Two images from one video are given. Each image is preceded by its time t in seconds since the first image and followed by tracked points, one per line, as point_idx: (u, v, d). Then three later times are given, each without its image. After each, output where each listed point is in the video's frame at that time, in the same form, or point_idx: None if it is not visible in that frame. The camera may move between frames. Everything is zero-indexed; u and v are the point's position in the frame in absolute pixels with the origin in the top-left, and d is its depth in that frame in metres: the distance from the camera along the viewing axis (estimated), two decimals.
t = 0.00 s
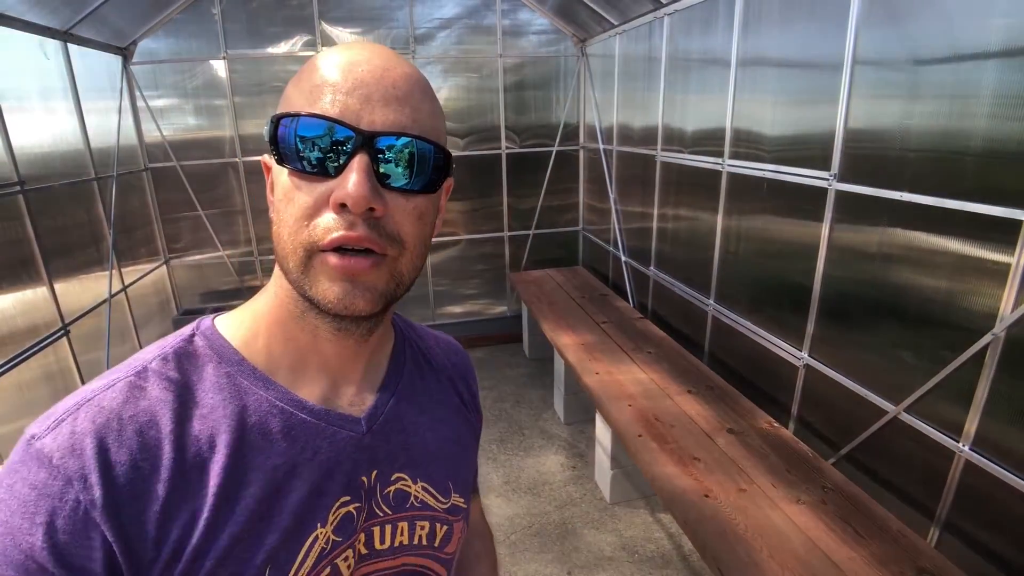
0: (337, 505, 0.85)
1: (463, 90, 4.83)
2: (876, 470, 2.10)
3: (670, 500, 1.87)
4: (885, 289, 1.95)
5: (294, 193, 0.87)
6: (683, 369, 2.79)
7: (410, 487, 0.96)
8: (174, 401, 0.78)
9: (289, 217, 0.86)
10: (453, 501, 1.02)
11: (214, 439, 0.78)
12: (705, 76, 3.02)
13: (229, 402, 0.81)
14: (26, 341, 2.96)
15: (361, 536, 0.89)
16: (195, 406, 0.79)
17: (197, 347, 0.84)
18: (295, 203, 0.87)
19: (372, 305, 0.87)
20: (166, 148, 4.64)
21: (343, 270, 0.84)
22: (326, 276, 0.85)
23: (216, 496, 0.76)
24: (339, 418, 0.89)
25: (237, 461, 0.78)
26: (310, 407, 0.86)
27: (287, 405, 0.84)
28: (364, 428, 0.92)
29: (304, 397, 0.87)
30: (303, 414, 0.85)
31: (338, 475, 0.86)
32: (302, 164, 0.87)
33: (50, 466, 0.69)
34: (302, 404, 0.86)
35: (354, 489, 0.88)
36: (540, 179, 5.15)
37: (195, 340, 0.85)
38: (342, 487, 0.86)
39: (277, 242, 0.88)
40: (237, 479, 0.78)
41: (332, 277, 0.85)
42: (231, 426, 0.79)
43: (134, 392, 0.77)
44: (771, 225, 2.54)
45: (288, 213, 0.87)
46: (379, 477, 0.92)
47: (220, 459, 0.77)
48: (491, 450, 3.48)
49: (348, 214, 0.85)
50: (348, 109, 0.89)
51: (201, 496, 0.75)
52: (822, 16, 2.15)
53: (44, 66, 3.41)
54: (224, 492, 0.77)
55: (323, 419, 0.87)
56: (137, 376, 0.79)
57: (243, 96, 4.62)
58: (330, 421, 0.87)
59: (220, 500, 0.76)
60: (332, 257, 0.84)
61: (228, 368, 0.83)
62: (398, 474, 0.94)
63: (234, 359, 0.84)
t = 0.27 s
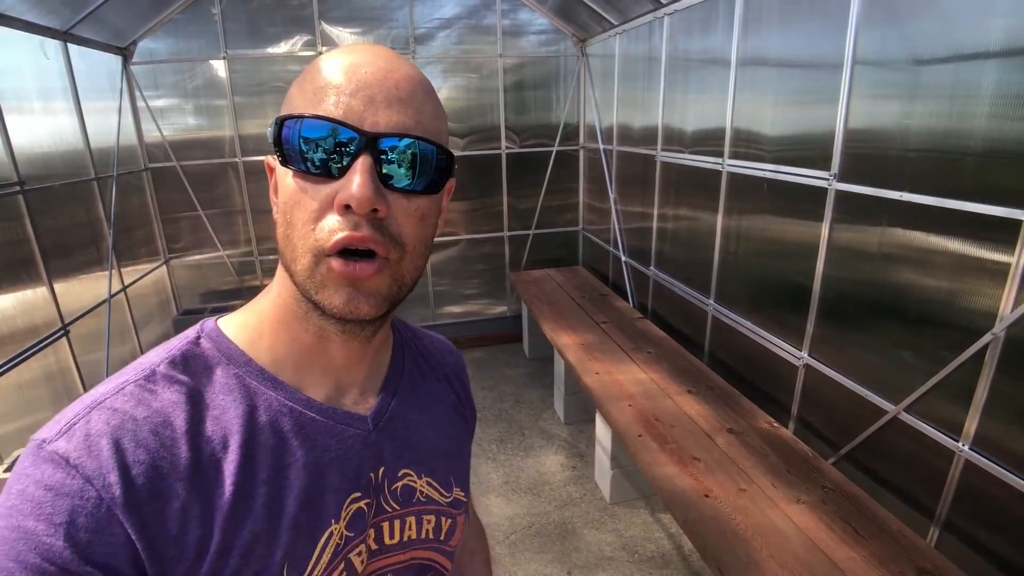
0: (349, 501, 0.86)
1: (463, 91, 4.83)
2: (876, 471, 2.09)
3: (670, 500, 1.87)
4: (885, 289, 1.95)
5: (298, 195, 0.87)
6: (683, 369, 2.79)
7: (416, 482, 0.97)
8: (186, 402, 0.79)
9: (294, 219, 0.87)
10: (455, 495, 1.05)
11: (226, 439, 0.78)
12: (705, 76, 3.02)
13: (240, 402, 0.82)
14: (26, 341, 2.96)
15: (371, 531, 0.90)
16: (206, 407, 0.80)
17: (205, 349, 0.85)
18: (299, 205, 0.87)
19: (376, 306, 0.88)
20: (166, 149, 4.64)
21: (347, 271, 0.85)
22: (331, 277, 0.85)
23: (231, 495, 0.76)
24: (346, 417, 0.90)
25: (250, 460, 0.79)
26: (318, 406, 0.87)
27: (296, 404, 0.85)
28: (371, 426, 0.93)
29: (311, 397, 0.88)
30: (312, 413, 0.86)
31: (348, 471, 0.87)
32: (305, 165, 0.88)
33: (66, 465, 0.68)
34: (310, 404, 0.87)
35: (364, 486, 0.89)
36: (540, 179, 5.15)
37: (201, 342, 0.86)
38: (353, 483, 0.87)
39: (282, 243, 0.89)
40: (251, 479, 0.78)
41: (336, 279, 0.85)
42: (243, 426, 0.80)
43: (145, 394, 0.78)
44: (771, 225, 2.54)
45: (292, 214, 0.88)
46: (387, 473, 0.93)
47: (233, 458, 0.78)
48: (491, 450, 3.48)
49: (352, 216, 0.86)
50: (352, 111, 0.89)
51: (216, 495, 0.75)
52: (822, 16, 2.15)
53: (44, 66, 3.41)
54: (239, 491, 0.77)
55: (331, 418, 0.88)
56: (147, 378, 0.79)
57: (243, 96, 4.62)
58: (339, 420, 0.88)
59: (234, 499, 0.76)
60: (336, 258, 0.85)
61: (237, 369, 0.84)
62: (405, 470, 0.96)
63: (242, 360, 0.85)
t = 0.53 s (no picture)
0: (352, 501, 0.90)
1: (463, 91, 4.83)
2: (876, 470, 2.10)
3: (670, 500, 1.87)
4: (885, 289, 1.95)
5: (301, 196, 0.91)
6: (683, 369, 2.79)
7: (419, 483, 1.00)
8: (189, 400, 0.84)
9: (298, 220, 0.91)
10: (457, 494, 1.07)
11: (232, 436, 0.84)
12: (705, 76, 3.02)
13: (243, 401, 0.87)
14: (26, 342, 2.96)
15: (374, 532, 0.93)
16: (208, 405, 0.85)
17: (205, 348, 0.90)
18: (303, 206, 0.91)
19: (378, 306, 0.93)
20: (166, 149, 4.64)
21: (352, 273, 0.89)
22: (336, 278, 0.90)
23: (233, 489, 0.81)
24: (348, 416, 0.94)
25: (252, 455, 0.84)
26: (320, 405, 0.92)
27: (297, 403, 0.90)
28: (372, 427, 0.97)
29: (315, 396, 0.93)
30: (314, 412, 0.91)
31: (350, 470, 0.91)
32: (308, 165, 0.91)
33: (76, 459, 0.73)
34: (314, 402, 0.92)
35: (366, 485, 0.92)
36: (540, 179, 5.16)
37: (201, 341, 0.91)
38: (355, 483, 0.91)
39: (286, 243, 0.93)
40: (252, 473, 0.83)
41: (341, 279, 0.90)
42: (245, 423, 0.85)
43: (149, 392, 0.83)
44: (771, 225, 2.54)
45: (296, 215, 0.91)
46: (389, 474, 0.96)
47: (235, 453, 0.83)
48: (491, 450, 3.48)
49: (355, 217, 0.90)
50: (354, 111, 0.92)
51: (220, 489, 0.80)
52: (822, 15, 2.15)
53: (44, 66, 3.41)
54: (241, 485, 0.82)
55: (332, 417, 0.92)
56: (150, 377, 0.85)
57: (243, 96, 4.61)
58: (340, 419, 0.93)
59: (237, 492, 0.81)
60: (340, 260, 0.89)
61: (238, 368, 0.89)
62: (407, 471, 0.99)
63: (244, 360, 0.90)
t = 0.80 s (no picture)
0: (357, 508, 0.95)
1: (462, 91, 4.83)
2: (876, 471, 2.10)
3: (670, 499, 1.87)
4: (885, 289, 1.95)
5: (288, 201, 0.91)
6: (683, 369, 2.79)
7: (416, 487, 1.07)
8: (191, 410, 0.85)
9: (284, 225, 0.91)
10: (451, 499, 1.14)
11: (236, 445, 0.85)
12: (705, 76, 3.02)
13: (244, 409, 0.88)
14: (26, 341, 2.96)
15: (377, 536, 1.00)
16: (211, 414, 0.86)
17: (201, 357, 0.90)
18: (289, 212, 0.91)
19: (366, 313, 0.92)
20: (166, 149, 4.64)
21: (338, 279, 0.89)
22: (321, 284, 0.89)
23: (245, 498, 0.83)
24: (349, 422, 0.96)
25: (258, 463, 0.85)
26: (321, 411, 0.94)
27: (298, 409, 0.91)
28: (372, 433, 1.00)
29: (312, 402, 0.94)
30: (315, 418, 0.92)
31: (353, 475, 0.95)
32: (295, 171, 0.92)
33: (87, 478, 0.73)
34: (313, 409, 0.93)
35: (369, 491, 0.97)
36: (540, 179, 5.16)
37: (197, 350, 0.90)
38: (358, 489, 0.95)
39: (274, 249, 0.93)
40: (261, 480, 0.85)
41: (327, 285, 0.89)
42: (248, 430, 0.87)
43: (149, 405, 0.82)
44: (771, 225, 2.54)
45: (283, 220, 0.91)
46: (388, 479, 1.01)
47: (242, 461, 0.84)
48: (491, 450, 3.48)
49: (340, 224, 0.90)
50: (340, 116, 0.92)
51: (231, 497, 0.82)
52: (822, 15, 2.15)
53: (44, 66, 3.41)
54: (252, 493, 0.84)
55: (334, 423, 0.94)
56: (148, 390, 0.84)
57: (243, 96, 4.61)
58: (342, 425, 0.95)
59: (249, 500, 0.83)
60: (326, 266, 0.89)
61: (236, 376, 0.89)
62: (405, 476, 1.05)
63: (243, 368, 0.90)
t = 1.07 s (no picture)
0: (350, 511, 0.92)
1: (463, 91, 4.83)
2: (876, 471, 2.10)
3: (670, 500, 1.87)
4: (885, 289, 1.95)
5: (283, 203, 0.91)
6: (683, 369, 2.79)
7: (411, 490, 1.03)
8: (181, 415, 0.84)
9: (278, 226, 0.91)
10: (449, 501, 1.10)
11: (227, 450, 0.84)
12: (705, 76, 3.02)
13: (236, 414, 0.87)
14: (26, 341, 2.96)
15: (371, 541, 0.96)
16: (202, 418, 0.85)
17: (193, 361, 0.89)
18: (282, 213, 0.91)
19: (362, 311, 0.91)
20: (166, 149, 4.64)
21: (333, 278, 0.88)
22: (315, 284, 0.88)
23: (236, 502, 0.82)
24: (340, 426, 0.95)
25: (250, 468, 0.84)
26: (312, 415, 0.93)
27: (289, 413, 0.90)
28: (364, 435, 0.98)
29: (304, 406, 0.93)
30: (306, 422, 0.91)
31: (345, 479, 0.93)
32: (289, 170, 0.91)
33: (76, 486, 0.71)
34: (305, 413, 0.92)
35: (362, 494, 0.95)
36: (540, 179, 5.15)
37: (190, 353, 0.90)
38: (351, 493, 0.93)
39: (268, 250, 0.92)
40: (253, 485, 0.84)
41: (322, 284, 0.89)
42: (240, 434, 0.86)
43: (140, 410, 0.81)
44: (771, 225, 2.54)
45: (277, 222, 0.91)
46: (382, 482, 0.99)
47: (234, 466, 0.84)
48: (491, 450, 3.48)
49: (337, 223, 0.89)
50: (334, 116, 0.93)
51: (222, 503, 0.81)
52: (822, 15, 2.15)
53: (45, 66, 3.41)
54: (243, 498, 0.83)
55: (325, 427, 0.93)
56: (140, 395, 0.83)
57: (243, 96, 4.61)
58: (332, 429, 0.94)
59: (240, 505, 0.82)
60: (321, 266, 0.88)
61: (227, 380, 0.89)
62: (400, 479, 1.02)
63: (235, 372, 0.89)
